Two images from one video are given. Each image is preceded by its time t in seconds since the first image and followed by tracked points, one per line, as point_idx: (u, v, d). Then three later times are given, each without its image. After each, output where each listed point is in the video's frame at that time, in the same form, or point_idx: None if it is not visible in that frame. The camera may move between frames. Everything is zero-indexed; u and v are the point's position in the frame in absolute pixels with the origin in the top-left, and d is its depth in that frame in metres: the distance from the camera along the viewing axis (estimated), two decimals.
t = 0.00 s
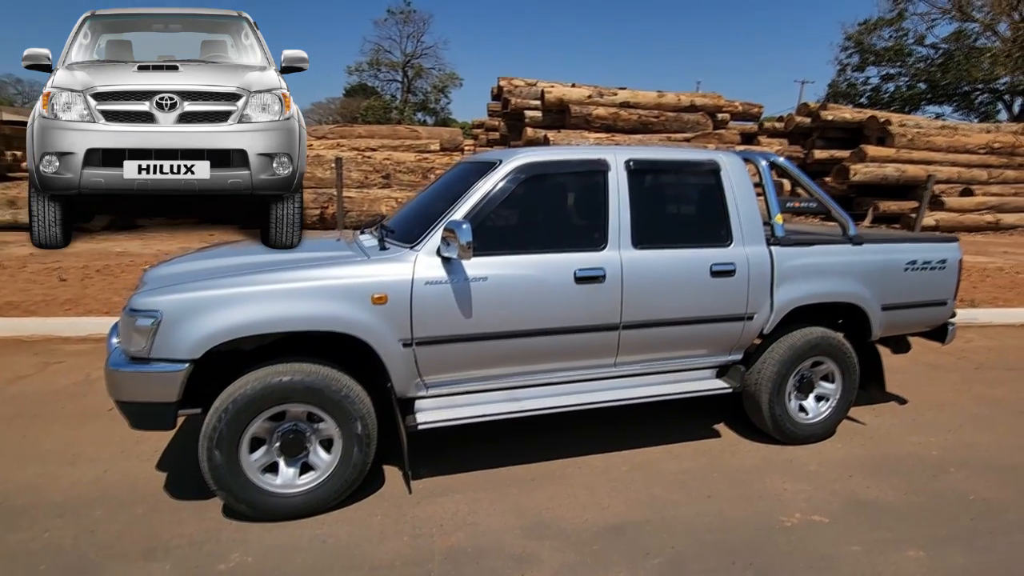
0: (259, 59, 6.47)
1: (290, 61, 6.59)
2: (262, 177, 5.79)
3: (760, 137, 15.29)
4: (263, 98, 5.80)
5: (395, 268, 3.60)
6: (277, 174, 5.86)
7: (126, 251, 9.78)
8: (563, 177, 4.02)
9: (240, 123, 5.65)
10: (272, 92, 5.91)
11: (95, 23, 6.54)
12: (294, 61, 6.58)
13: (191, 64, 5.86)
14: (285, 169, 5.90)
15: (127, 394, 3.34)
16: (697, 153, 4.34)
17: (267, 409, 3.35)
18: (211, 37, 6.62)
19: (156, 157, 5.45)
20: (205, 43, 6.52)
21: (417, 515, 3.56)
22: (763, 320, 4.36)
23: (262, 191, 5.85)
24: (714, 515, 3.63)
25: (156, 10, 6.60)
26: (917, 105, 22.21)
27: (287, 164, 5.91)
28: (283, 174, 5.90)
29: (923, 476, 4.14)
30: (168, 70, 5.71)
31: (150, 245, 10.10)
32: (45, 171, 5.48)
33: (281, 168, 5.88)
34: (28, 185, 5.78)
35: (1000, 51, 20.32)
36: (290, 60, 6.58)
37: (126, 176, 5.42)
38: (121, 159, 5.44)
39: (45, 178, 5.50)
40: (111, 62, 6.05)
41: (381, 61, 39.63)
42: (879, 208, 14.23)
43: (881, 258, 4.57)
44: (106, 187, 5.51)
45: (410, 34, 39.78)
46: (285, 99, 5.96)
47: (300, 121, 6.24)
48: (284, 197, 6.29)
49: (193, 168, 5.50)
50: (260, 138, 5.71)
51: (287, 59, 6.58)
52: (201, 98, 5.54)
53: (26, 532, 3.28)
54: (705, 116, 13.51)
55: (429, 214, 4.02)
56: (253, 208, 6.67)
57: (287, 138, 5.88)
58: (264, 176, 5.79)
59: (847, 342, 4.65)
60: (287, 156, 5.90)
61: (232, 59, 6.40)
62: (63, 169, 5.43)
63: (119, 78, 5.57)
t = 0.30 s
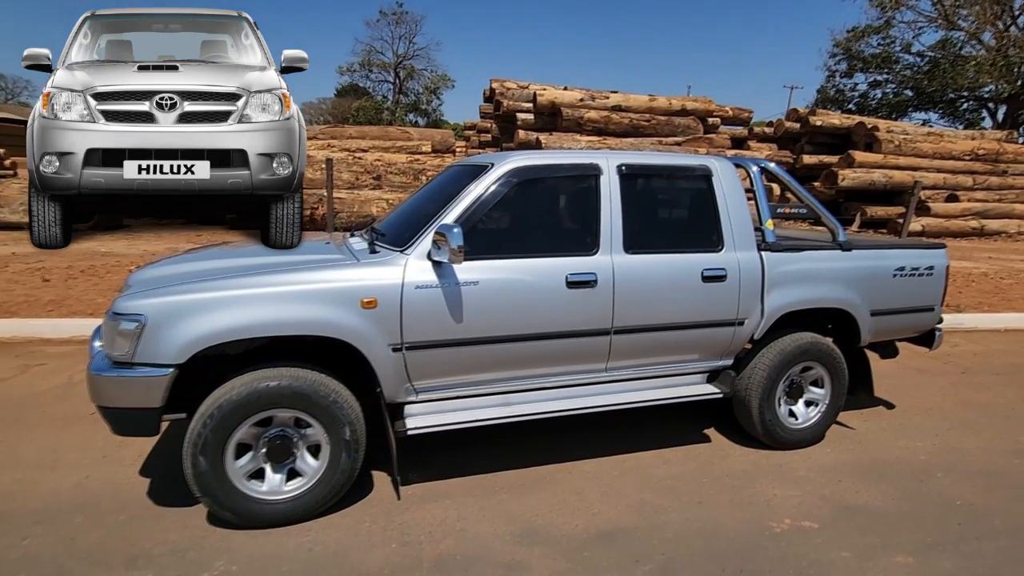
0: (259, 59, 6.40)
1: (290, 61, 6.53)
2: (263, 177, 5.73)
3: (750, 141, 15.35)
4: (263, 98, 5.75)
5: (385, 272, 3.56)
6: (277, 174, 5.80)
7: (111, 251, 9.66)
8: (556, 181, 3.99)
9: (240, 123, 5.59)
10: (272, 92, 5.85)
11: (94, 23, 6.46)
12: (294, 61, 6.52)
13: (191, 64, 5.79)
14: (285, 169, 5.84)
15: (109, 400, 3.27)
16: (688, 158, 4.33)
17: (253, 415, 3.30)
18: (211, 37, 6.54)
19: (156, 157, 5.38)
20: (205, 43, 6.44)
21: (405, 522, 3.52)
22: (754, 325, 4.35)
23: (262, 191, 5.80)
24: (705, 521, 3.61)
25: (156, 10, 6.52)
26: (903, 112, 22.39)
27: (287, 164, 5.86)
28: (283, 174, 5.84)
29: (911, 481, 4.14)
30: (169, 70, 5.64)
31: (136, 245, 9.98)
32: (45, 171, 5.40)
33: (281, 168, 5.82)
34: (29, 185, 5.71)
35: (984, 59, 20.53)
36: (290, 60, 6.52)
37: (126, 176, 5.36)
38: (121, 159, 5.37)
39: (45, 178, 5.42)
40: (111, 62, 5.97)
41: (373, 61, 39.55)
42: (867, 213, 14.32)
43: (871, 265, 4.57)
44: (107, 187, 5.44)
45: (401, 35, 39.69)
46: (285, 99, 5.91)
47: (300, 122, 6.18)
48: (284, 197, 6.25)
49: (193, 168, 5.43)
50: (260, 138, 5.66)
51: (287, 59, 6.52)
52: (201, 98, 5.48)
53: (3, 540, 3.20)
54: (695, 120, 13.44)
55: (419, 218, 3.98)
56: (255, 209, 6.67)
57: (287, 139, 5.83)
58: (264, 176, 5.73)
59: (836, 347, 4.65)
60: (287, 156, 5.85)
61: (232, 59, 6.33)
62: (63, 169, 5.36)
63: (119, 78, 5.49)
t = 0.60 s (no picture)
0: (259, 59, 6.32)
1: (290, 61, 6.48)
2: (263, 177, 5.65)
3: (741, 143, 15.40)
4: (263, 98, 5.66)
5: (373, 272, 3.53)
6: (277, 174, 5.72)
7: (97, 250, 9.56)
8: (548, 181, 3.97)
9: (240, 123, 5.51)
10: (272, 92, 5.76)
11: (94, 23, 6.39)
12: (294, 61, 6.47)
13: (191, 64, 5.72)
14: (285, 169, 5.75)
15: (90, 402, 3.23)
16: (679, 159, 4.32)
17: (238, 417, 3.25)
18: (211, 37, 6.47)
19: (156, 157, 5.32)
20: (205, 43, 6.37)
21: (392, 525, 3.48)
22: (743, 327, 4.34)
23: (262, 191, 5.72)
24: (694, 523, 3.59)
25: (156, 9, 6.46)
26: (892, 115, 22.52)
27: (287, 164, 5.77)
28: (283, 174, 5.75)
29: (898, 483, 4.14)
30: (169, 70, 5.57)
31: (124, 244, 9.89)
32: (45, 171, 5.34)
33: (281, 169, 5.73)
34: (29, 184, 5.64)
35: (973, 63, 20.67)
36: (290, 60, 6.47)
37: (126, 176, 5.30)
38: (121, 159, 5.31)
39: (45, 178, 5.37)
40: (111, 62, 5.90)
41: (365, 61, 39.45)
42: (856, 215, 14.39)
43: (860, 267, 4.58)
44: (107, 187, 5.39)
45: (394, 35, 39.59)
46: (285, 99, 5.81)
47: (300, 122, 6.09)
48: (284, 197, 6.19)
49: (193, 168, 5.37)
50: (260, 138, 5.58)
51: (287, 58, 6.46)
52: (201, 98, 5.41)
53: None
54: (688, 121, 13.44)
55: (409, 218, 3.95)
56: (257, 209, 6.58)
57: (287, 138, 5.74)
58: (264, 176, 5.65)
59: (825, 349, 4.65)
60: (287, 156, 5.76)
61: (232, 60, 6.25)
62: (62, 169, 5.30)
63: (119, 78, 5.43)
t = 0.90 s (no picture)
0: (259, 59, 6.25)
1: (290, 61, 6.42)
2: (263, 177, 5.55)
3: (734, 143, 15.42)
4: (263, 98, 5.59)
5: (362, 271, 3.50)
6: (277, 174, 5.61)
7: (85, 248, 9.47)
8: (539, 180, 3.94)
9: (240, 123, 5.43)
10: (272, 92, 5.70)
11: (95, 23, 6.32)
12: (295, 61, 6.41)
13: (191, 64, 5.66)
14: (285, 169, 5.65)
15: (72, 401, 3.18)
16: (671, 158, 4.31)
17: (224, 418, 3.21)
18: (211, 37, 6.42)
19: (156, 157, 5.27)
20: (205, 43, 6.31)
21: (381, 526, 3.45)
22: (734, 326, 4.33)
23: (262, 191, 5.61)
24: (685, 523, 3.58)
25: (156, 9, 6.40)
26: (884, 116, 22.63)
27: (287, 164, 5.66)
28: (283, 174, 5.65)
29: (888, 481, 4.14)
30: (169, 70, 5.51)
31: (112, 242, 9.80)
32: (45, 171, 5.25)
33: (281, 169, 5.63)
34: (29, 185, 5.53)
35: (963, 65, 20.78)
36: (290, 60, 6.42)
37: (126, 176, 5.23)
38: (121, 159, 5.25)
39: (45, 178, 5.27)
40: (111, 62, 5.83)
41: (358, 59, 39.33)
42: (848, 216, 14.44)
43: (851, 266, 4.58)
44: (107, 188, 5.31)
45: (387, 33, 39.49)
46: (285, 99, 5.75)
47: (301, 123, 6.01)
48: (284, 196, 5.99)
49: (193, 168, 5.30)
50: (260, 138, 5.49)
51: (287, 59, 6.41)
52: (201, 98, 5.36)
53: None
54: (681, 121, 13.45)
55: (399, 216, 3.91)
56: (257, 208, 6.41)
57: (288, 139, 5.65)
58: (264, 176, 5.54)
59: (816, 348, 4.64)
60: (287, 156, 5.66)
61: (232, 59, 6.18)
62: (63, 168, 5.22)
63: (119, 78, 5.37)
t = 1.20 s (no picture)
0: (259, 59, 6.20)
1: (290, 61, 6.39)
2: (262, 177, 5.51)
3: (729, 143, 15.45)
4: (263, 98, 5.56)
5: (355, 271, 3.48)
6: (277, 174, 5.57)
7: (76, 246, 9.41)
8: (534, 179, 3.93)
9: (240, 123, 5.40)
10: (272, 92, 5.67)
11: (94, 23, 6.27)
12: (294, 61, 6.38)
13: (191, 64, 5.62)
14: (285, 169, 5.61)
15: (60, 402, 3.15)
16: (666, 158, 4.30)
17: (215, 418, 3.19)
18: (211, 37, 6.38)
19: (156, 157, 5.22)
20: (205, 43, 6.27)
21: (373, 527, 3.43)
22: (729, 326, 4.33)
23: (262, 191, 5.57)
24: (678, 523, 3.57)
25: (156, 9, 6.36)
26: (877, 117, 22.72)
27: (287, 164, 5.63)
28: (283, 174, 5.61)
29: (880, 481, 4.15)
30: (169, 70, 5.47)
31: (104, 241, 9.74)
32: (45, 171, 5.19)
33: (281, 169, 5.59)
34: (29, 185, 5.47)
35: (956, 66, 20.87)
36: (290, 60, 6.38)
37: (126, 176, 5.18)
38: (121, 159, 5.20)
39: (44, 178, 5.21)
40: (111, 62, 5.78)
41: (353, 58, 39.23)
42: (841, 216, 14.49)
43: (845, 266, 4.58)
44: (107, 188, 5.26)
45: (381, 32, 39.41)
46: (285, 99, 5.72)
47: (301, 123, 5.99)
48: (284, 196, 5.91)
49: (193, 168, 5.26)
50: (261, 138, 5.45)
51: (287, 59, 6.37)
52: (201, 98, 5.32)
53: None
54: (676, 121, 13.43)
55: (392, 215, 3.89)
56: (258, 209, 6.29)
57: (287, 139, 5.62)
58: (264, 176, 5.50)
59: (808, 348, 4.65)
60: (288, 156, 5.63)
61: (232, 60, 6.14)
62: (63, 169, 5.16)
63: (119, 78, 5.33)
